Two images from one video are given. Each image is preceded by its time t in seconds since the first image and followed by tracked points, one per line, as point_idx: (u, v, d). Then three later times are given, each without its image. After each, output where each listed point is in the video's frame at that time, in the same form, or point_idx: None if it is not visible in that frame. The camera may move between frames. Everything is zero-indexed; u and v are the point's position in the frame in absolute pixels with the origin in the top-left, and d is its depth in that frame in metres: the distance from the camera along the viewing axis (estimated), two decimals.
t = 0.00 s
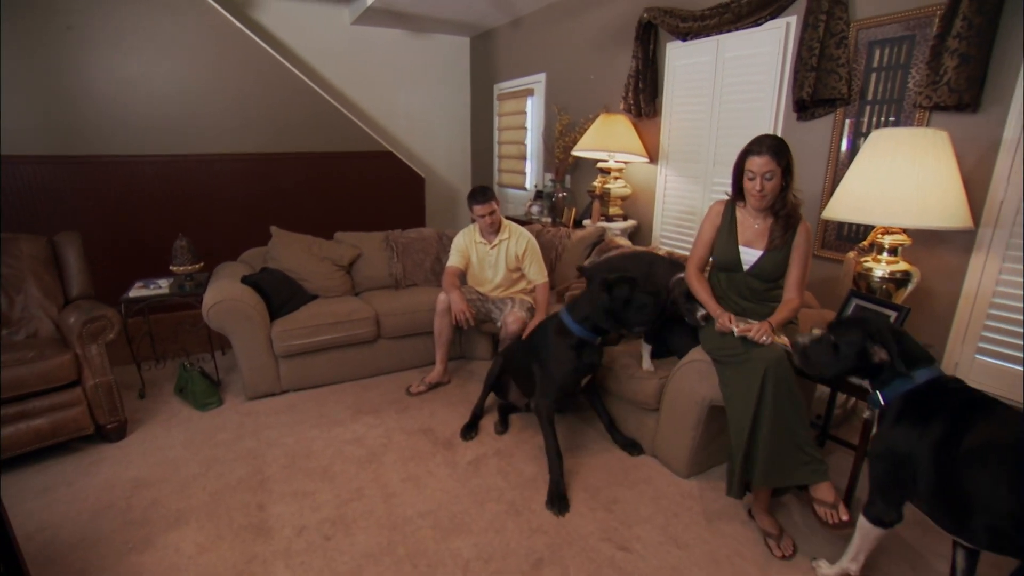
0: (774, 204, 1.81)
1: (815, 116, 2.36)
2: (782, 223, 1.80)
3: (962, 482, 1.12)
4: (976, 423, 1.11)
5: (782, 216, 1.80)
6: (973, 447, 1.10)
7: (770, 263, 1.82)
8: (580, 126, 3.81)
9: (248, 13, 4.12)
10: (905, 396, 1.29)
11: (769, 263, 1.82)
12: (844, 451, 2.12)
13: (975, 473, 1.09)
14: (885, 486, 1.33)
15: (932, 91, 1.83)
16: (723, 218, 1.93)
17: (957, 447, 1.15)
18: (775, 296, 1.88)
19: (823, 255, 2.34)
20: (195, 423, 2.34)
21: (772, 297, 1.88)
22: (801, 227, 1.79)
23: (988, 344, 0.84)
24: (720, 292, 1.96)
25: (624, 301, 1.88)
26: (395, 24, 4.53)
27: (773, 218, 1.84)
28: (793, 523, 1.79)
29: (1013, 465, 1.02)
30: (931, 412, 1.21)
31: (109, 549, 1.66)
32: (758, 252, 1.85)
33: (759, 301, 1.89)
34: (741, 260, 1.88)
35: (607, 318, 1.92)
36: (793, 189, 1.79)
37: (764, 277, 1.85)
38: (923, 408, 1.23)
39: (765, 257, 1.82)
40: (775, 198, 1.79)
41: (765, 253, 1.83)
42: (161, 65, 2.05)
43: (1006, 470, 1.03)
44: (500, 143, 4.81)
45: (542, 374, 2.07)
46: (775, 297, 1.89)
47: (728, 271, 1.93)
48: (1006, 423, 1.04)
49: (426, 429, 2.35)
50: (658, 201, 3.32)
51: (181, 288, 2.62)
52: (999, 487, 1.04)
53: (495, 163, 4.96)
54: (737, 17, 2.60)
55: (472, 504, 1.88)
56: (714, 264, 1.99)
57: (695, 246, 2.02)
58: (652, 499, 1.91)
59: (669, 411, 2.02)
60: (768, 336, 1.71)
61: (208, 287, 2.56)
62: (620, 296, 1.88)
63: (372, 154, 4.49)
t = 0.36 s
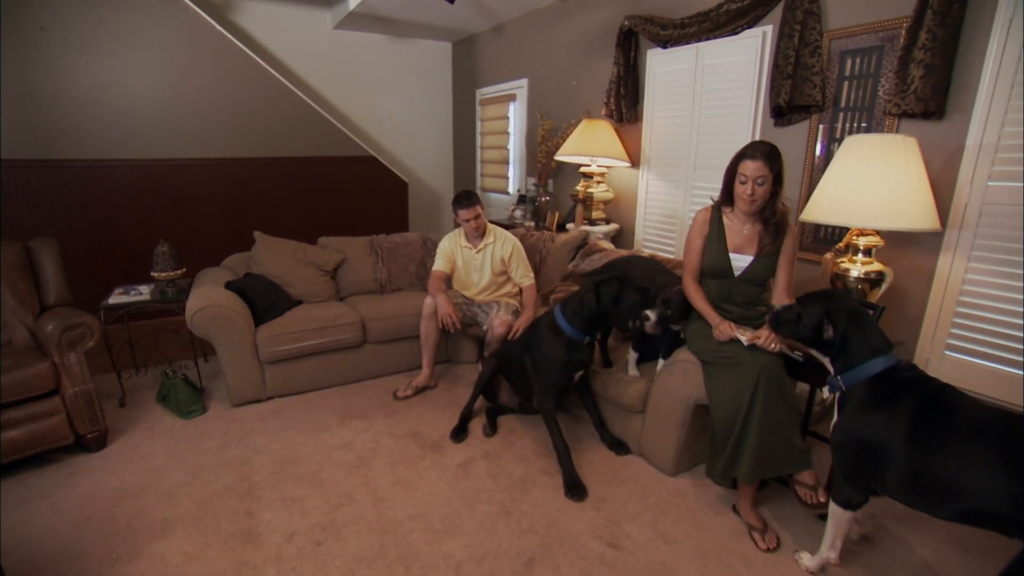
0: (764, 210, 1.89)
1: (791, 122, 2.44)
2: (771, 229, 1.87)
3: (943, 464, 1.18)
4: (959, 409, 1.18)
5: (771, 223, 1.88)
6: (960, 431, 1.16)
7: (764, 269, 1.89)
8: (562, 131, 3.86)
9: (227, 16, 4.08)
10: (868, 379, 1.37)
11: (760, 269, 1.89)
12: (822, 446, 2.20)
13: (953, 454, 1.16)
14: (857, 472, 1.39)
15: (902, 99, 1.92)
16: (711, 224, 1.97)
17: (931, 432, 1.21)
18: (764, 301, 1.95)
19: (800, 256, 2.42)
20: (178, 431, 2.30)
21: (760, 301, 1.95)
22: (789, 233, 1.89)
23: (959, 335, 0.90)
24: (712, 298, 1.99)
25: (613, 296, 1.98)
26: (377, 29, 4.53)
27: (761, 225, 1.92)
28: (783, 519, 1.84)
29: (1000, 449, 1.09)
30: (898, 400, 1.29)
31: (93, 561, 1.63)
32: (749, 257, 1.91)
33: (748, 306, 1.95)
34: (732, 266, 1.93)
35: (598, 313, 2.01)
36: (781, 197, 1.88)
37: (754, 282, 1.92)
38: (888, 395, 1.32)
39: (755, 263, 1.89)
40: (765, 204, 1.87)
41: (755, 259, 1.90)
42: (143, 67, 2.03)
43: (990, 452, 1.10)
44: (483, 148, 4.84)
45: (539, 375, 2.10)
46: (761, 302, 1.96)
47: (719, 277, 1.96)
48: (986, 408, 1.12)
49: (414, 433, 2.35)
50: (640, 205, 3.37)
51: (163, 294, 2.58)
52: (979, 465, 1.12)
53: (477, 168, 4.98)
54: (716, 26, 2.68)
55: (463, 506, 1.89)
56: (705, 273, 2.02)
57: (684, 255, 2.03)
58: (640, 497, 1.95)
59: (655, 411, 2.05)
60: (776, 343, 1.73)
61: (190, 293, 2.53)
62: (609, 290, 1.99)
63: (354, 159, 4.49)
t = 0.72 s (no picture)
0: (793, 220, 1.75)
1: (775, 125, 2.49)
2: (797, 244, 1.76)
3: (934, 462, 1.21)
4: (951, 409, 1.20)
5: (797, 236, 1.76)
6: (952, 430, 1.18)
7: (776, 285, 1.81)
8: (551, 134, 3.89)
9: (213, 18, 4.05)
10: (874, 383, 1.37)
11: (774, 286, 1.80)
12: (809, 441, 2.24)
13: (944, 452, 1.19)
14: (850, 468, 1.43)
15: (881, 102, 1.97)
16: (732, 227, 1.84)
17: (926, 432, 1.24)
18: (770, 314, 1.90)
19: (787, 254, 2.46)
20: (168, 437, 2.29)
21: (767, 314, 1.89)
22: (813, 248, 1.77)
23: (939, 330, 0.93)
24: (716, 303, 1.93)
25: (540, 287, 2.04)
26: (365, 32, 4.53)
27: (786, 236, 1.79)
28: (772, 515, 1.88)
29: (983, 446, 1.10)
30: (898, 401, 1.31)
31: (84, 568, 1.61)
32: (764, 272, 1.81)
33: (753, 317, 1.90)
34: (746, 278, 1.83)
35: (528, 306, 2.07)
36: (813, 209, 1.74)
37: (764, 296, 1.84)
38: (890, 398, 1.33)
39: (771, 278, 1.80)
40: (795, 214, 1.73)
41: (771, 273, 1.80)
42: (132, 71, 2.02)
43: (977, 449, 1.12)
44: (471, 150, 4.86)
45: (508, 379, 2.11)
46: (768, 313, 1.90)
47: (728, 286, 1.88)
48: (973, 407, 1.14)
49: (406, 435, 2.36)
50: (628, 206, 3.41)
51: (151, 299, 2.58)
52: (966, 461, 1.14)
53: (466, 170, 5.00)
54: (701, 30, 2.73)
55: (456, 507, 1.90)
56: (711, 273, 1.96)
57: (695, 252, 1.96)
58: (631, 494, 1.97)
59: (645, 409, 2.08)
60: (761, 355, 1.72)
61: (179, 297, 2.52)
62: (535, 282, 2.04)
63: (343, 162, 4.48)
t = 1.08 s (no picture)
0: (802, 175, 1.60)
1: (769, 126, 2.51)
2: (811, 199, 1.61)
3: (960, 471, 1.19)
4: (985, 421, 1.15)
5: (809, 191, 1.60)
6: (976, 443, 1.18)
7: (795, 244, 1.64)
8: (547, 135, 3.90)
9: (209, 18, 4.05)
10: (906, 388, 1.32)
11: (792, 246, 1.64)
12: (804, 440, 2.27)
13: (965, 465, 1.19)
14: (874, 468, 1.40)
15: (873, 105, 2.00)
16: (738, 189, 1.64)
17: (953, 442, 1.23)
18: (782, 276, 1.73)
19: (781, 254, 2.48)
20: (164, 437, 2.29)
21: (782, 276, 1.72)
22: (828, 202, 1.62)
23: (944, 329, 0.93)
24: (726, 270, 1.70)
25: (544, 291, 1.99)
26: (361, 33, 4.54)
27: (796, 192, 1.63)
28: (767, 513, 1.89)
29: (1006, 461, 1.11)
30: (929, 410, 1.28)
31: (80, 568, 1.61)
32: (781, 232, 1.63)
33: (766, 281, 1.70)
34: (763, 242, 1.64)
35: (535, 316, 2.02)
36: (822, 160, 1.59)
37: (783, 259, 1.66)
38: (921, 406, 1.30)
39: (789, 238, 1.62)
40: (806, 168, 1.58)
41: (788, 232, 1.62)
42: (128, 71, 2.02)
43: (1002, 465, 1.12)
44: (467, 151, 4.87)
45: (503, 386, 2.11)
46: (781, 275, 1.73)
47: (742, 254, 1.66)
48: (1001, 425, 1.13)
49: (403, 435, 2.37)
50: (624, 207, 3.42)
51: (148, 299, 2.56)
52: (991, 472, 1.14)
53: (463, 171, 5.01)
54: (695, 32, 2.75)
55: (453, 506, 1.91)
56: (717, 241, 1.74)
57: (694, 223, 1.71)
58: (626, 493, 1.98)
59: (641, 408, 2.10)
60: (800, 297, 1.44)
61: (176, 298, 2.51)
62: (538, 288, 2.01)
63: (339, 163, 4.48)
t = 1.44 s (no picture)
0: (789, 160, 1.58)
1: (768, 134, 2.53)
2: (799, 180, 1.61)
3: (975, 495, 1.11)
4: (999, 449, 1.07)
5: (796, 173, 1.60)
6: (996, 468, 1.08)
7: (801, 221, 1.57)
8: (548, 141, 3.92)
9: (213, 23, 4.08)
10: (919, 410, 1.26)
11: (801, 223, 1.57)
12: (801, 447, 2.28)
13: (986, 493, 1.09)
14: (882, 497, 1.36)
15: (871, 114, 2.01)
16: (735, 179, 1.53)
17: (970, 466, 1.14)
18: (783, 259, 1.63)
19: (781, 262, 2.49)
20: (162, 440, 2.29)
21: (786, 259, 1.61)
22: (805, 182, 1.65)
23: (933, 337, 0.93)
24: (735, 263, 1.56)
25: (500, 314, 1.96)
26: (364, 38, 4.57)
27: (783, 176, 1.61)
28: (765, 521, 1.89)
29: None
30: (943, 431, 1.21)
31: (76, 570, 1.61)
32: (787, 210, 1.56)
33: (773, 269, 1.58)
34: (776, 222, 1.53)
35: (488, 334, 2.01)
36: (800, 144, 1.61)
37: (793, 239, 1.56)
38: (936, 426, 1.22)
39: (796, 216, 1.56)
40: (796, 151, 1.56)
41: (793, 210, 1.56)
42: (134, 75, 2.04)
43: None
44: (468, 157, 4.89)
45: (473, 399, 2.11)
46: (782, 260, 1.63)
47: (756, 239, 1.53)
48: None
49: (401, 439, 2.37)
50: (623, 214, 3.43)
51: (148, 301, 2.59)
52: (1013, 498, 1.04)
53: (463, 176, 5.03)
54: (696, 41, 2.77)
55: (450, 511, 1.91)
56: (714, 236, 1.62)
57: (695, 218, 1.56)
58: (623, 499, 1.98)
59: (638, 414, 2.10)
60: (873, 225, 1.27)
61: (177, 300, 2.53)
62: (492, 309, 1.97)
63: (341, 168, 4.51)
